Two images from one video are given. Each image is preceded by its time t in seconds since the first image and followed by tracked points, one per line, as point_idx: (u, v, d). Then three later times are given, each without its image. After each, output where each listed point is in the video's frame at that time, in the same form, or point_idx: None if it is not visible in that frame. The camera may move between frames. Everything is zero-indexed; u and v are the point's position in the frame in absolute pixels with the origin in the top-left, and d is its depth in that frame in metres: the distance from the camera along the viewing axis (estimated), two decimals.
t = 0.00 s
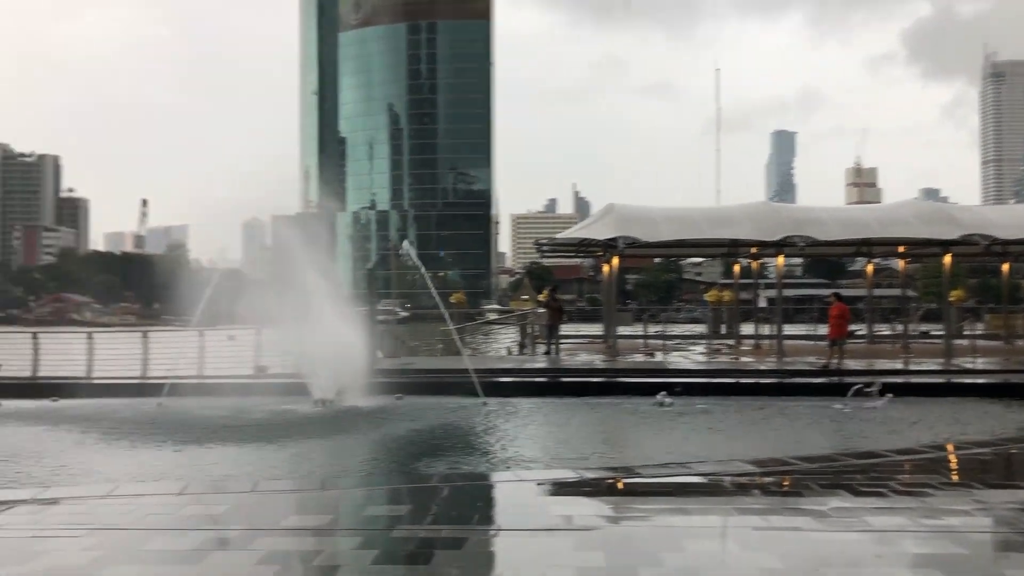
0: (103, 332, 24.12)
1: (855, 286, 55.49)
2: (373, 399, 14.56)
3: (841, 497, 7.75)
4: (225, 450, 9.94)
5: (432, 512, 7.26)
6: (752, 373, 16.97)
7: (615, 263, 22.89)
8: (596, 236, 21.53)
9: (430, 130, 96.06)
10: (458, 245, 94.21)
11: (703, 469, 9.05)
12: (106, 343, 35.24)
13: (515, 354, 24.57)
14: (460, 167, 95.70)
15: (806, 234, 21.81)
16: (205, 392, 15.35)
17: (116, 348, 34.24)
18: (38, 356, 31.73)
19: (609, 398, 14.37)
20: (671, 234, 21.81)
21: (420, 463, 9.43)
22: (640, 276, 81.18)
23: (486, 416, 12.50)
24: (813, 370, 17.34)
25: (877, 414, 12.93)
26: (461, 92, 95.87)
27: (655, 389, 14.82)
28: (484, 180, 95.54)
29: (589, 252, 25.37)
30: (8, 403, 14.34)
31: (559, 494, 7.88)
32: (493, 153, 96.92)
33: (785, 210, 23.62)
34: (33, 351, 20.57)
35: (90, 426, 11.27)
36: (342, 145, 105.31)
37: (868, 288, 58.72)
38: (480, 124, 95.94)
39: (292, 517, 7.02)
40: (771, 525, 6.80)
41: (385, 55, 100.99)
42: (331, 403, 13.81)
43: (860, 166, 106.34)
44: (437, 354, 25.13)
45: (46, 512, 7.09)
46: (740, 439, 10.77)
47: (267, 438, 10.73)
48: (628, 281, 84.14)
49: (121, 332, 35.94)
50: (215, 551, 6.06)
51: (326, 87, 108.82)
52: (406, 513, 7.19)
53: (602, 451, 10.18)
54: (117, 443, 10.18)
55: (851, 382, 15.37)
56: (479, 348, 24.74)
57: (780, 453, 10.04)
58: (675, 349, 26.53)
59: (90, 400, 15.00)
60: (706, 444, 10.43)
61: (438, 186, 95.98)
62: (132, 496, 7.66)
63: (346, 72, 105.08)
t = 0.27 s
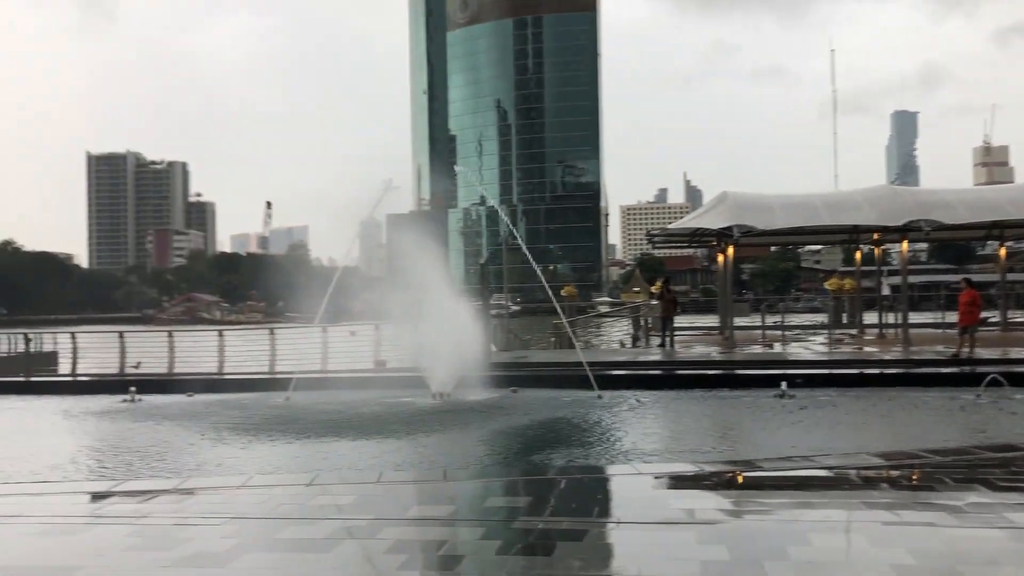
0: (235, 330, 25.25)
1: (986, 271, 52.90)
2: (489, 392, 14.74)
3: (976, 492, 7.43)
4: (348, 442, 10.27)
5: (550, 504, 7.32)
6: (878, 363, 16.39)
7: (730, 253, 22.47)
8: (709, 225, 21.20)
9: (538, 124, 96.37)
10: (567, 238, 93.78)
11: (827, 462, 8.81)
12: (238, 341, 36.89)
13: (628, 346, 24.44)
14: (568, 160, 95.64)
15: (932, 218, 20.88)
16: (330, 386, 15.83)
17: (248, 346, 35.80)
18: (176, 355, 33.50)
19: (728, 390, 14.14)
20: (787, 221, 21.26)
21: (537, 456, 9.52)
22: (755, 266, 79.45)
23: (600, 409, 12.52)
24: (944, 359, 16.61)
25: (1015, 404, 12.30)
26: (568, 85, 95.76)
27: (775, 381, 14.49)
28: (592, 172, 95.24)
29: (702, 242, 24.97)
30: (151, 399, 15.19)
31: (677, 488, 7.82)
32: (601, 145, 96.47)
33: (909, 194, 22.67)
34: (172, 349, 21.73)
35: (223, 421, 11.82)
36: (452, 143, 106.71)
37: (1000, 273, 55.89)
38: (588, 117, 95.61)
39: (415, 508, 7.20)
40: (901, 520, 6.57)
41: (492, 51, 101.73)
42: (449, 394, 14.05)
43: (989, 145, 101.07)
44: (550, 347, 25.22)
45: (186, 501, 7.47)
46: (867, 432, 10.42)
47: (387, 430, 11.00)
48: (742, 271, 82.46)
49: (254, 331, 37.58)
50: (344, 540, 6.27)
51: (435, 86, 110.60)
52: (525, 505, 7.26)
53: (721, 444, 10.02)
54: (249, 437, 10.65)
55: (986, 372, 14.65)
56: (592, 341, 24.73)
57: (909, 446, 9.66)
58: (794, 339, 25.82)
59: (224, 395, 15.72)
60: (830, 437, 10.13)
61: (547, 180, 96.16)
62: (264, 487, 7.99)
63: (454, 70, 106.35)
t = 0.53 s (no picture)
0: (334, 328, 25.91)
1: None
2: (581, 388, 14.72)
3: None
4: (442, 439, 10.41)
5: (647, 501, 7.29)
6: (987, 359, 15.75)
7: (828, 246, 21.90)
8: (806, 219, 20.70)
9: (628, 120, 95.74)
10: (659, 233, 93.06)
11: (934, 462, 8.52)
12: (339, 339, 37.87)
13: (723, 342, 24.08)
14: (659, 155, 94.81)
15: None
16: (425, 381, 15.98)
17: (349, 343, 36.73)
18: (280, 353, 34.68)
19: (827, 387, 13.80)
20: (888, 213, 20.58)
21: (632, 453, 9.46)
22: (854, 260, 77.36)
23: (695, 406, 12.38)
24: None
25: None
26: (658, 79, 94.87)
27: (877, 377, 14.05)
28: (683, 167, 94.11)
29: (799, 236, 24.39)
30: (255, 395, 15.76)
31: (777, 487, 7.68)
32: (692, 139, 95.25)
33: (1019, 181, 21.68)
34: (273, 347, 22.38)
35: (323, 416, 12.17)
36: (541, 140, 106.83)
37: None
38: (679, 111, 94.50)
39: (511, 504, 7.25)
40: (1016, 523, 6.31)
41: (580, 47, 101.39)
42: (542, 391, 14.11)
43: None
44: (643, 344, 25.02)
45: (289, 494, 7.71)
46: (977, 431, 10.02)
47: (481, 427, 11.12)
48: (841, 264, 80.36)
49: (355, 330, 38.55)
50: (442, 535, 6.37)
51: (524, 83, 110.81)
52: (621, 502, 7.25)
53: (820, 442, 9.78)
54: (348, 432, 10.93)
55: None
56: (686, 337, 24.46)
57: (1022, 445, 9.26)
58: (897, 335, 24.94)
59: (322, 391, 16.15)
60: (937, 435, 9.79)
61: (638, 175, 95.36)
62: (363, 482, 8.18)
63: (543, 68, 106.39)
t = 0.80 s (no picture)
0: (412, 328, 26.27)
1: None
2: (658, 390, 14.59)
3: None
4: (518, 439, 10.48)
5: (725, 504, 7.21)
6: None
7: (913, 246, 21.26)
8: (889, 218, 20.13)
9: (704, 118, 94.64)
10: (737, 233, 91.81)
11: None
12: (416, 339, 38.35)
13: (803, 344, 23.60)
14: (736, 152, 93.38)
15: None
16: (501, 381, 16.04)
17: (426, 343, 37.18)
18: (359, 352, 35.33)
19: (913, 391, 13.41)
20: (978, 210, 19.88)
21: (709, 455, 9.37)
22: (941, 259, 75.01)
23: (773, 409, 12.19)
24: None
25: None
26: (736, 76, 93.57)
27: (965, 381, 13.61)
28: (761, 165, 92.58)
29: (882, 235, 23.77)
30: (335, 392, 16.09)
31: (860, 492, 7.51)
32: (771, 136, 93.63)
33: None
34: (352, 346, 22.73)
35: (401, 415, 12.37)
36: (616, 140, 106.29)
37: None
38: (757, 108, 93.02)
39: (587, 505, 7.25)
40: None
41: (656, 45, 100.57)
42: (617, 392, 14.08)
43: None
44: (721, 345, 24.70)
45: (369, 491, 7.85)
46: None
47: (556, 428, 11.12)
48: (926, 264, 78.04)
49: (432, 331, 38.99)
50: (520, 533, 6.42)
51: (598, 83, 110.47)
52: (698, 506, 7.19)
53: (905, 448, 9.52)
54: (425, 431, 11.09)
55: None
56: (764, 338, 24.05)
57: None
58: (986, 336, 24.14)
59: (400, 390, 16.40)
60: None
61: (715, 174, 94.20)
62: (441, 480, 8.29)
63: (618, 67, 105.84)
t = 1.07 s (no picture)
0: (477, 328, 26.42)
1: None
2: (724, 393, 14.45)
3: None
4: (582, 440, 10.46)
5: (792, 509, 7.10)
6: None
7: (989, 247, 20.62)
8: (965, 218, 19.56)
9: (771, 117, 93.26)
10: (805, 234, 90.34)
11: None
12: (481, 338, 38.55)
13: (873, 347, 23.10)
14: (804, 152, 91.77)
15: None
16: (565, 381, 16.03)
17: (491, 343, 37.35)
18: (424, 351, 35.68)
19: (987, 397, 13.02)
20: None
21: (776, 460, 9.23)
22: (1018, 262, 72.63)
23: (843, 414, 11.95)
24: None
25: None
26: (804, 74, 91.97)
27: None
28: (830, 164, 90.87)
29: (957, 236, 23.13)
30: (400, 391, 16.29)
31: (934, 500, 7.31)
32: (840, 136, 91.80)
33: None
34: (417, 344, 22.88)
35: (467, 414, 12.46)
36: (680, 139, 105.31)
37: None
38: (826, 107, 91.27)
39: (651, 508, 7.20)
40: None
41: (721, 44, 99.38)
42: (681, 394, 13.98)
43: None
44: (788, 347, 24.34)
45: (434, 489, 7.92)
46: None
47: (619, 429, 11.08)
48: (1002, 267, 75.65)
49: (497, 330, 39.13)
50: (583, 534, 6.39)
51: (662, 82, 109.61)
52: (766, 510, 7.09)
53: (979, 454, 9.26)
54: (490, 430, 11.15)
55: None
56: (833, 341, 23.61)
57: None
58: None
59: (464, 389, 16.51)
60: None
61: (781, 173, 92.69)
62: (505, 479, 8.32)
63: (682, 66, 104.92)
